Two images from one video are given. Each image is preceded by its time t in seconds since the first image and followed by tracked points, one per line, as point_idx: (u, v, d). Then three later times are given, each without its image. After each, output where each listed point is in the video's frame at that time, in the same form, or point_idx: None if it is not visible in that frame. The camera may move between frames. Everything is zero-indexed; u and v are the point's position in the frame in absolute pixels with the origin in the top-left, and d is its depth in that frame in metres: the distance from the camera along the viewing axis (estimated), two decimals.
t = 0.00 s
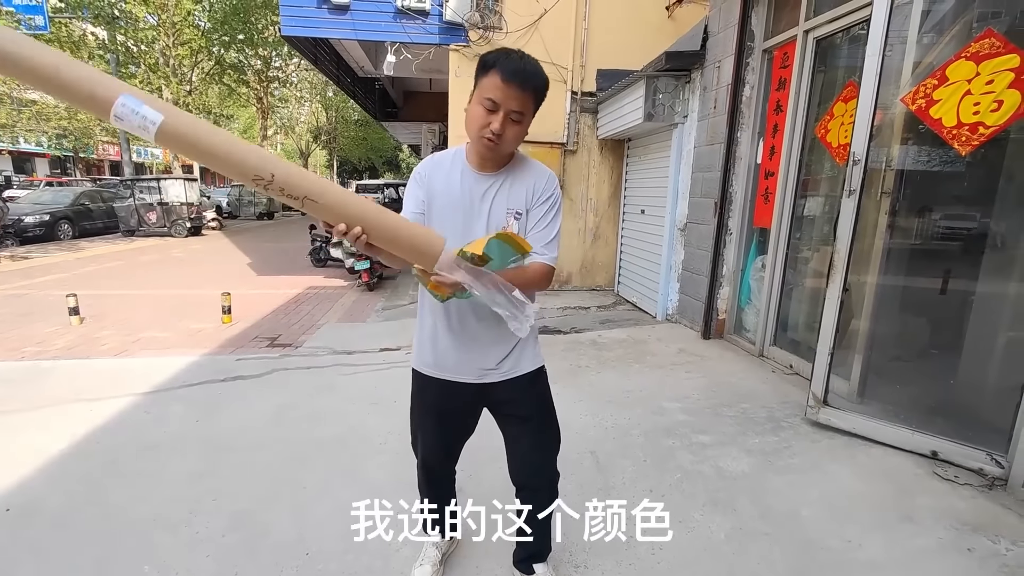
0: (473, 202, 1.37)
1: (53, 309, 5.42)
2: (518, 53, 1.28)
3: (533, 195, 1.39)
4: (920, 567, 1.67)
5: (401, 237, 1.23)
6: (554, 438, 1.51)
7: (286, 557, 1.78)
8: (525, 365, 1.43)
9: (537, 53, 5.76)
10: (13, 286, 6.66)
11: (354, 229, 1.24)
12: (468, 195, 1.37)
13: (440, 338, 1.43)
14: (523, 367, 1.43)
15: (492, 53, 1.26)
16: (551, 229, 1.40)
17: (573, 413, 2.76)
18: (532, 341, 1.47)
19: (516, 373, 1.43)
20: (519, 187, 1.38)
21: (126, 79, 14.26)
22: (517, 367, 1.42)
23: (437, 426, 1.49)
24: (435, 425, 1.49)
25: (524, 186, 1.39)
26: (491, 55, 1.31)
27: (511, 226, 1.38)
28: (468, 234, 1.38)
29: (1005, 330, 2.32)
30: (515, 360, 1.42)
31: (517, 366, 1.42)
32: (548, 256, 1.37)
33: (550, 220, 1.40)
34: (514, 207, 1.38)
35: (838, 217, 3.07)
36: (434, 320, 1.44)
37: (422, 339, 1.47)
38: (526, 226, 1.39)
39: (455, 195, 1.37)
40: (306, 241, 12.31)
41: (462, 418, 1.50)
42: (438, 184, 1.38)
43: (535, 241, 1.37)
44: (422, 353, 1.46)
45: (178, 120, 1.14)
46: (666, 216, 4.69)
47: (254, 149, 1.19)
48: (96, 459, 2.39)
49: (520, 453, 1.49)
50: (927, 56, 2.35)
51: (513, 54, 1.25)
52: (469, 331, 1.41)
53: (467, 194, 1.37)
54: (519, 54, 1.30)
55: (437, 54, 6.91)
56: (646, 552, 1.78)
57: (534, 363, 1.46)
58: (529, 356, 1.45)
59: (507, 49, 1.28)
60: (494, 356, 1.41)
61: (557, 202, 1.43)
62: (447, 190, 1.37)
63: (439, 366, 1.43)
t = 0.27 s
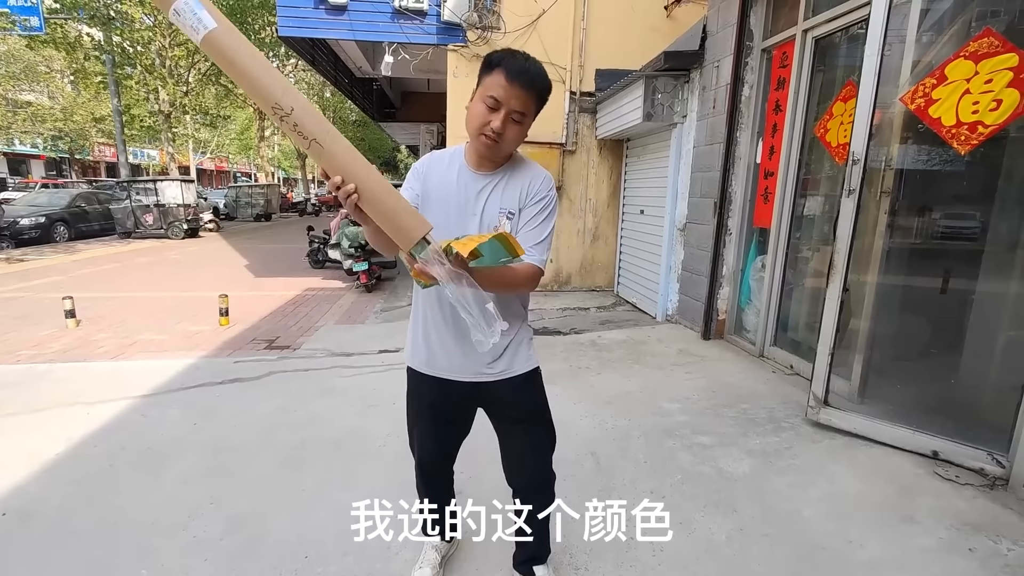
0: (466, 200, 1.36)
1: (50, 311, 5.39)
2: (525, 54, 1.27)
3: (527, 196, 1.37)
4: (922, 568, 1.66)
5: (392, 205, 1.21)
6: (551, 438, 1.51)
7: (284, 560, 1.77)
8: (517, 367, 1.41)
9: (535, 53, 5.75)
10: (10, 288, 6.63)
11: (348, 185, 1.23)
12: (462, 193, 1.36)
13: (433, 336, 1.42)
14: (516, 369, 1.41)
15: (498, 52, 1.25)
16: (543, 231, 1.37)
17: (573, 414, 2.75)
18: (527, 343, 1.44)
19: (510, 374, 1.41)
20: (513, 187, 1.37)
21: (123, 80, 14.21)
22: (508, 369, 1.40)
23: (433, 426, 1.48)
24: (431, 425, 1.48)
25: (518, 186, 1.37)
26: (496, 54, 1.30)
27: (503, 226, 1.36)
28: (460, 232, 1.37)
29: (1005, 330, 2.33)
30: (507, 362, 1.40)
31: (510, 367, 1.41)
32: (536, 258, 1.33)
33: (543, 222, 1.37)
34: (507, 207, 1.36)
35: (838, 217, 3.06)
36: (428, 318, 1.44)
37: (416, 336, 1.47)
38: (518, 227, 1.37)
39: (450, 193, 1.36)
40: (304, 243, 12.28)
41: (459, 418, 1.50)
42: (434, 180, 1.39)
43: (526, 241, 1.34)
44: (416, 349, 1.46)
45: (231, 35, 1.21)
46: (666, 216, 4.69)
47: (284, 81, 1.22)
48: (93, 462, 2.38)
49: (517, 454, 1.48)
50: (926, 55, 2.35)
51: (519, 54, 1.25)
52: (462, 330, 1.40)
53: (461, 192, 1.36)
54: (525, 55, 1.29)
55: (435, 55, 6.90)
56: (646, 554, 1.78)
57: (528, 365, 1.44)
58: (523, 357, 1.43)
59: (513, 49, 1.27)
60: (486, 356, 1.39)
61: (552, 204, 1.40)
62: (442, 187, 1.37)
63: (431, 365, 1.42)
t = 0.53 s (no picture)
0: (458, 201, 1.36)
1: (47, 314, 5.38)
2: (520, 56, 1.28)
3: (519, 200, 1.37)
4: (919, 566, 1.67)
5: (378, 186, 1.20)
6: (545, 438, 1.51)
7: (283, 562, 1.77)
8: (508, 369, 1.41)
9: (532, 54, 5.76)
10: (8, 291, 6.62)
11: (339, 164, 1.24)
12: (454, 194, 1.36)
13: (425, 336, 1.43)
14: (507, 370, 1.41)
15: (493, 54, 1.26)
16: (534, 235, 1.37)
17: (572, 415, 2.76)
18: (519, 345, 1.44)
19: (500, 375, 1.41)
20: (505, 191, 1.37)
21: (120, 82, 14.19)
22: (499, 370, 1.40)
23: (426, 426, 1.49)
24: (425, 426, 1.49)
25: (510, 190, 1.37)
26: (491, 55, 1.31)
27: (495, 228, 1.37)
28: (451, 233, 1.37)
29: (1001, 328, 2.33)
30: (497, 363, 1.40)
31: (501, 368, 1.40)
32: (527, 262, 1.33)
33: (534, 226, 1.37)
34: (499, 210, 1.37)
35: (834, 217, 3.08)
36: (421, 318, 1.44)
37: (408, 334, 1.47)
38: (509, 230, 1.37)
39: (442, 193, 1.37)
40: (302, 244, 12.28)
41: (452, 419, 1.50)
42: (427, 181, 1.39)
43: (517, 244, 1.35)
44: (408, 349, 1.46)
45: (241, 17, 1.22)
46: (663, 216, 4.70)
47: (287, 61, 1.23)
48: (91, 465, 2.37)
49: (510, 453, 1.49)
50: (921, 55, 2.36)
51: (515, 55, 1.25)
52: (453, 330, 1.40)
53: (453, 193, 1.36)
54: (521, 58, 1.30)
55: (432, 57, 6.90)
56: (645, 554, 1.78)
57: (519, 367, 1.44)
58: (514, 359, 1.43)
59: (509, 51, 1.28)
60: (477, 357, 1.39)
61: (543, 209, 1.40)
62: (434, 187, 1.38)
63: (422, 364, 1.43)
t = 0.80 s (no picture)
0: (449, 202, 1.36)
1: (43, 317, 5.36)
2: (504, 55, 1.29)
3: (511, 198, 1.37)
4: (916, 565, 1.67)
5: (356, 188, 1.20)
6: (540, 438, 1.51)
7: (280, 564, 1.77)
8: (503, 369, 1.42)
9: (529, 55, 5.77)
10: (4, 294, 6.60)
11: (314, 175, 1.24)
12: (445, 196, 1.36)
13: (419, 336, 1.43)
14: (502, 370, 1.42)
15: (477, 53, 1.26)
16: (527, 234, 1.37)
17: (570, 415, 2.76)
18: (512, 345, 1.45)
19: (495, 375, 1.42)
20: (497, 190, 1.37)
21: (117, 84, 14.15)
22: (494, 371, 1.41)
23: (421, 427, 1.48)
24: (420, 427, 1.48)
25: (502, 189, 1.37)
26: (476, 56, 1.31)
27: (488, 228, 1.36)
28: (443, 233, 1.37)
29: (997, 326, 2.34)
30: (491, 364, 1.41)
31: (496, 368, 1.42)
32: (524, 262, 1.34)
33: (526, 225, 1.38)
34: (492, 209, 1.36)
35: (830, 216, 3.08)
36: (415, 319, 1.44)
37: (403, 336, 1.47)
38: (502, 230, 1.37)
39: (434, 195, 1.37)
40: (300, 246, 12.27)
41: (448, 418, 1.50)
42: (418, 184, 1.39)
43: (512, 245, 1.35)
44: (402, 351, 1.46)
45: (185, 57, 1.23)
46: (660, 216, 4.71)
47: (241, 91, 1.24)
48: (88, 468, 2.37)
49: (505, 454, 1.49)
50: (916, 54, 2.35)
51: (499, 54, 1.26)
52: (447, 331, 1.40)
53: (443, 194, 1.36)
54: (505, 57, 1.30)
55: (429, 57, 6.90)
56: (643, 554, 1.78)
57: (513, 367, 1.45)
58: (509, 358, 1.44)
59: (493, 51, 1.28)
60: (472, 357, 1.40)
61: (535, 207, 1.40)
62: (426, 190, 1.38)
63: (417, 365, 1.43)
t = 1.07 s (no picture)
0: (445, 204, 1.36)
1: (41, 319, 5.36)
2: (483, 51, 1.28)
3: (506, 196, 1.37)
4: (914, 564, 1.67)
5: (337, 191, 1.22)
6: (539, 439, 1.52)
7: (279, 566, 1.76)
8: (501, 367, 1.43)
9: (526, 57, 5.77)
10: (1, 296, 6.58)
11: (293, 187, 1.24)
12: (441, 198, 1.36)
13: (417, 337, 1.43)
14: (501, 367, 1.43)
15: (456, 52, 1.26)
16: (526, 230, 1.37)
17: (568, 415, 2.76)
18: (510, 343, 1.46)
19: (495, 373, 1.42)
20: (492, 189, 1.37)
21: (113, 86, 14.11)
22: (493, 370, 1.42)
23: (421, 428, 1.49)
24: (419, 428, 1.48)
25: (497, 187, 1.37)
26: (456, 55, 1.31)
27: (486, 228, 1.36)
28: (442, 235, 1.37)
29: (993, 326, 2.35)
30: (490, 362, 1.42)
31: (495, 366, 1.42)
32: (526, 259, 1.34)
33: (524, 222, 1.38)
34: (489, 208, 1.36)
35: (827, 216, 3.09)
36: (411, 320, 1.44)
37: (400, 337, 1.47)
38: (500, 228, 1.37)
39: (429, 197, 1.37)
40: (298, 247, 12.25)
41: (447, 419, 1.50)
42: (412, 187, 1.39)
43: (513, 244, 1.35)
44: (401, 352, 1.46)
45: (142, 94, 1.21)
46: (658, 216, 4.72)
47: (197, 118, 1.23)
48: (85, 470, 2.36)
49: (504, 454, 1.49)
50: (912, 54, 2.36)
51: (477, 52, 1.26)
52: (447, 331, 1.39)
53: (438, 196, 1.37)
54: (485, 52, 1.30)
55: (427, 58, 6.90)
56: (642, 554, 1.78)
57: (512, 364, 1.46)
58: (508, 356, 1.45)
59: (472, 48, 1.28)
60: (470, 357, 1.40)
61: (531, 202, 1.40)
62: (421, 193, 1.38)
63: (415, 366, 1.43)
